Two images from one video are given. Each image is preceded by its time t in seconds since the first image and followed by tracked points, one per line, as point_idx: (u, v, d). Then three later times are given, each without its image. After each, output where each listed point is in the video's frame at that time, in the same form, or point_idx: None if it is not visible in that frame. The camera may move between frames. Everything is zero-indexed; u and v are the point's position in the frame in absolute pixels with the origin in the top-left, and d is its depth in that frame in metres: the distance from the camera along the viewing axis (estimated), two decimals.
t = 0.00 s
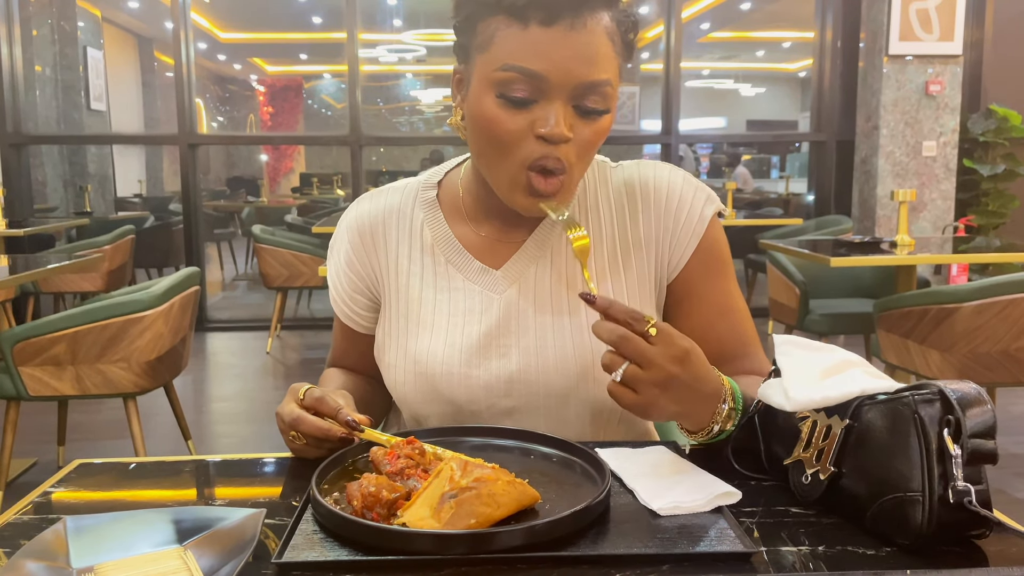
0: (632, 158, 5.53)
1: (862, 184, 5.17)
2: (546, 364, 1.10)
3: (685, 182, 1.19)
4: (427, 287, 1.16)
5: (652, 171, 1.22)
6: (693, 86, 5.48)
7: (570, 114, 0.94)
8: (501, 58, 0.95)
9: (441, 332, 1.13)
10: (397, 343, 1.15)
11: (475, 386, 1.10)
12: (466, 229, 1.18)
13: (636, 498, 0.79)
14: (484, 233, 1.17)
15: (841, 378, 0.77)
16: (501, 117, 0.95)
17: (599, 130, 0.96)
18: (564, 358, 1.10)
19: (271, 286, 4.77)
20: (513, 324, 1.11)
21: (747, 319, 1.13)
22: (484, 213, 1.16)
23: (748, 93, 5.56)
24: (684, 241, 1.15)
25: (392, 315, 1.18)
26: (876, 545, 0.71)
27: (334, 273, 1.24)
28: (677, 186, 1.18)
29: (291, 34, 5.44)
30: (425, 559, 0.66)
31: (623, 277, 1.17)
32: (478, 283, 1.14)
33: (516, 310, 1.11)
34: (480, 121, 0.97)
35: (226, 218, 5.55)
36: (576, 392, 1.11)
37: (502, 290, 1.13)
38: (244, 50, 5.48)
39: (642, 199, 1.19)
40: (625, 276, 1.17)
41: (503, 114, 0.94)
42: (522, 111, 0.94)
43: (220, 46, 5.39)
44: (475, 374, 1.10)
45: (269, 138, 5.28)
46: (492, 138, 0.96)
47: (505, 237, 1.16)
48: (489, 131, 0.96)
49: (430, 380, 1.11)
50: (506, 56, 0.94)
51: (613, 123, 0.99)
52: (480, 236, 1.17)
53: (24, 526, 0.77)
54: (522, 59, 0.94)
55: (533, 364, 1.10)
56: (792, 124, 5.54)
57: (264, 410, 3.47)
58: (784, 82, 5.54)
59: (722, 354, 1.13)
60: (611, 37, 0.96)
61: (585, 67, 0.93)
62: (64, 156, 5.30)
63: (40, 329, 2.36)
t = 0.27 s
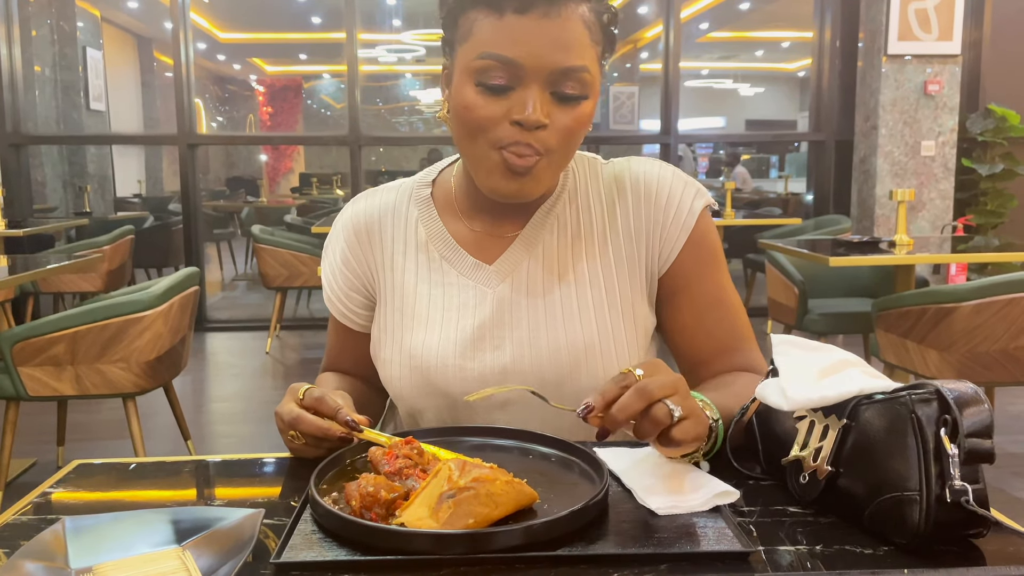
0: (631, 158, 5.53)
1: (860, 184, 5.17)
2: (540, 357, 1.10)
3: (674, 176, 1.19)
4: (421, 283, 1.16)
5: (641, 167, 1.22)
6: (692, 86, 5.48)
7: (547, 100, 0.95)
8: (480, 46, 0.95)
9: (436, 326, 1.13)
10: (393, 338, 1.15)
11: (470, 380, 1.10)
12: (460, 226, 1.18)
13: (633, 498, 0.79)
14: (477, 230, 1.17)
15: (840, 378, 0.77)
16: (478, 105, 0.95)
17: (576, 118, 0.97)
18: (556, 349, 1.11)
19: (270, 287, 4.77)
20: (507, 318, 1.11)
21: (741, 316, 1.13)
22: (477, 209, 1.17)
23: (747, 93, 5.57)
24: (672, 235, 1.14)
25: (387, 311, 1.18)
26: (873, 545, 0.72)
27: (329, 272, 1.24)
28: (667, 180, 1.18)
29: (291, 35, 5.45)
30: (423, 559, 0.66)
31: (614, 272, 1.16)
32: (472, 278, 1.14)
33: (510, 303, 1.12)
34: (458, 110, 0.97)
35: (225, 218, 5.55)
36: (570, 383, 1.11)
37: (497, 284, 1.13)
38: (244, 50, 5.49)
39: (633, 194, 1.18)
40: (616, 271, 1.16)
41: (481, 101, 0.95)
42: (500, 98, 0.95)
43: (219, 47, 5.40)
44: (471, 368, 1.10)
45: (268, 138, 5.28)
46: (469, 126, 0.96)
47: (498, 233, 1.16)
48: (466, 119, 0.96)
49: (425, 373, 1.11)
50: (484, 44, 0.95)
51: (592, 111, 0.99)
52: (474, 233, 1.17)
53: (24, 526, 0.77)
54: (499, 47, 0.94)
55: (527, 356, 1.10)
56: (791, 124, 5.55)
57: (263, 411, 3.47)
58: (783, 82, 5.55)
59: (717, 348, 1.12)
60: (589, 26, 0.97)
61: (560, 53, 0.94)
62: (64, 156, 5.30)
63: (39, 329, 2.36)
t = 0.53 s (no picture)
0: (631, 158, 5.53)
1: (860, 184, 5.17)
2: (534, 348, 1.10)
3: (664, 171, 1.18)
4: (415, 277, 1.16)
5: (632, 161, 1.21)
6: (692, 86, 5.47)
7: (524, 86, 0.96)
8: (457, 39, 0.97)
9: (430, 319, 1.12)
10: (388, 332, 1.15)
11: (466, 371, 1.09)
12: (453, 221, 1.17)
13: (633, 499, 0.79)
14: (471, 224, 1.16)
15: (839, 377, 0.77)
16: (458, 95, 0.96)
17: (555, 103, 0.97)
18: (550, 340, 1.10)
19: (269, 287, 4.77)
20: (501, 310, 1.11)
21: (729, 307, 1.12)
22: (469, 204, 1.16)
23: (746, 93, 5.57)
24: (659, 226, 1.14)
25: (382, 306, 1.17)
26: (874, 545, 0.71)
27: (324, 269, 1.23)
28: (657, 174, 1.18)
29: (290, 35, 5.45)
30: (423, 560, 0.65)
31: (607, 265, 1.15)
32: (466, 271, 1.13)
33: (504, 295, 1.11)
34: (441, 103, 0.98)
35: (224, 219, 5.55)
36: (564, 373, 1.10)
37: (490, 277, 1.12)
38: (243, 50, 5.48)
39: (624, 188, 1.18)
40: (606, 264, 1.15)
41: (460, 92, 0.96)
42: (478, 88, 0.96)
43: (218, 47, 5.40)
44: (466, 359, 1.09)
45: (268, 138, 5.28)
46: (452, 117, 0.97)
47: (491, 228, 1.16)
48: (449, 111, 0.97)
49: (420, 364, 1.11)
50: (461, 37, 0.97)
51: (571, 97, 1.00)
52: (467, 227, 1.16)
53: (23, 527, 0.77)
54: (475, 38, 0.96)
55: (521, 346, 1.10)
56: (790, 124, 5.55)
57: (263, 411, 3.46)
58: (782, 83, 5.56)
59: (704, 341, 1.10)
60: (563, 17, 0.99)
61: (533, 41, 0.96)
62: (63, 157, 5.29)
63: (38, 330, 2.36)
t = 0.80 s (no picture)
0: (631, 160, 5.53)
1: (859, 186, 5.18)
2: (525, 341, 1.09)
3: (647, 161, 1.17)
4: (407, 273, 1.15)
5: (619, 154, 1.20)
6: (691, 87, 5.48)
7: (509, 81, 0.96)
8: (443, 38, 0.98)
9: (423, 314, 1.12)
10: (382, 328, 1.14)
11: (458, 365, 1.09)
12: (444, 218, 1.17)
13: (633, 500, 0.79)
14: (463, 221, 1.16)
15: (840, 379, 0.77)
16: (445, 93, 0.97)
17: (541, 95, 0.97)
18: (541, 333, 1.09)
19: (269, 289, 4.77)
20: (492, 303, 1.10)
21: (709, 294, 1.07)
22: (461, 201, 1.15)
23: (745, 95, 5.58)
24: (641, 213, 1.11)
25: (376, 303, 1.17)
26: (874, 546, 0.71)
27: (320, 270, 1.23)
28: (642, 163, 1.16)
29: (289, 37, 5.45)
30: (424, 561, 0.65)
31: (596, 257, 1.14)
32: (457, 267, 1.13)
33: (494, 288, 1.10)
34: (430, 102, 0.99)
35: (224, 220, 5.55)
36: (556, 365, 1.09)
37: (481, 271, 1.11)
38: (243, 52, 5.49)
39: (610, 179, 1.17)
40: (594, 256, 1.14)
41: (447, 90, 0.97)
42: (465, 84, 0.96)
43: (217, 49, 5.41)
44: (458, 353, 1.09)
45: (267, 140, 5.28)
46: (441, 115, 0.98)
47: (483, 224, 1.15)
48: (438, 109, 0.98)
49: (413, 359, 1.10)
50: (447, 36, 0.97)
51: (558, 91, 1.00)
52: (458, 224, 1.16)
53: (22, 529, 0.77)
54: (460, 36, 0.96)
55: (512, 339, 1.09)
56: (789, 125, 5.55)
57: (262, 413, 3.46)
58: (781, 84, 5.57)
59: (686, 320, 1.05)
60: (546, 14, 0.99)
61: (516, 36, 0.96)
62: (62, 159, 5.30)
63: (38, 332, 2.36)
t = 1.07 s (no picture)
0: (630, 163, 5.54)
1: (858, 189, 5.18)
2: (517, 342, 1.08)
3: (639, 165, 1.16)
4: (402, 275, 1.15)
5: (613, 158, 1.20)
6: (690, 91, 5.49)
7: (500, 80, 0.96)
8: (433, 41, 0.99)
9: (416, 315, 1.12)
10: (376, 329, 1.15)
11: (450, 366, 1.08)
12: (440, 221, 1.17)
13: (632, 504, 0.79)
14: (459, 224, 1.16)
15: (838, 382, 0.77)
16: (436, 94, 0.97)
17: (532, 94, 0.97)
18: (533, 334, 1.09)
19: (268, 292, 4.77)
20: (485, 304, 1.10)
21: (697, 293, 1.04)
22: (457, 204, 1.16)
23: (744, 98, 5.59)
24: (632, 214, 1.10)
25: (371, 304, 1.17)
26: (872, 549, 0.72)
27: (318, 271, 1.24)
28: (634, 167, 1.16)
29: (289, 40, 5.46)
30: (422, 566, 0.65)
31: (589, 259, 1.13)
32: (451, 269, 1.13)
33: (487, 289, 1.10)
34: (422, 103, 1.00)
35: (224, 224, 5.56)
36: (547, 367, 1.09)
37: (475, 273, 1.12)
38: (243, 56, 5.49)
39: (603, 182, 1.16)
40: (586, 258, 1.13)
41: (438, 90, 0.97)
42: (456, 84, 0.97)
43: (217, 53, 5.42)
44: (450, 354, 1.08)
45: (267, 144, 5.28)
46: (433, 115, 0.98)
47: (478, 227, 1.15)
48: (430, 110, 0.99)
49: (405, 359, 1.10)
50: (438, 38, 0.98)
51: (550, 91, 1.00)
52: (454, 227, 1.16)
53: (21, 534, 0.76)
54: (450, 38, 0.97)
55: (504, 341, 1.08)
56: (788, 128, 5.57)
57: (261, 416, 3.45)
58: (780, 88, 5.58)
59: (671, 319, 1.01)
60: (535, 15, 0.99)
61: (504, 38, 0.96)
62: (62, 162, 5.30)
63: (37, 335, 2.36)
